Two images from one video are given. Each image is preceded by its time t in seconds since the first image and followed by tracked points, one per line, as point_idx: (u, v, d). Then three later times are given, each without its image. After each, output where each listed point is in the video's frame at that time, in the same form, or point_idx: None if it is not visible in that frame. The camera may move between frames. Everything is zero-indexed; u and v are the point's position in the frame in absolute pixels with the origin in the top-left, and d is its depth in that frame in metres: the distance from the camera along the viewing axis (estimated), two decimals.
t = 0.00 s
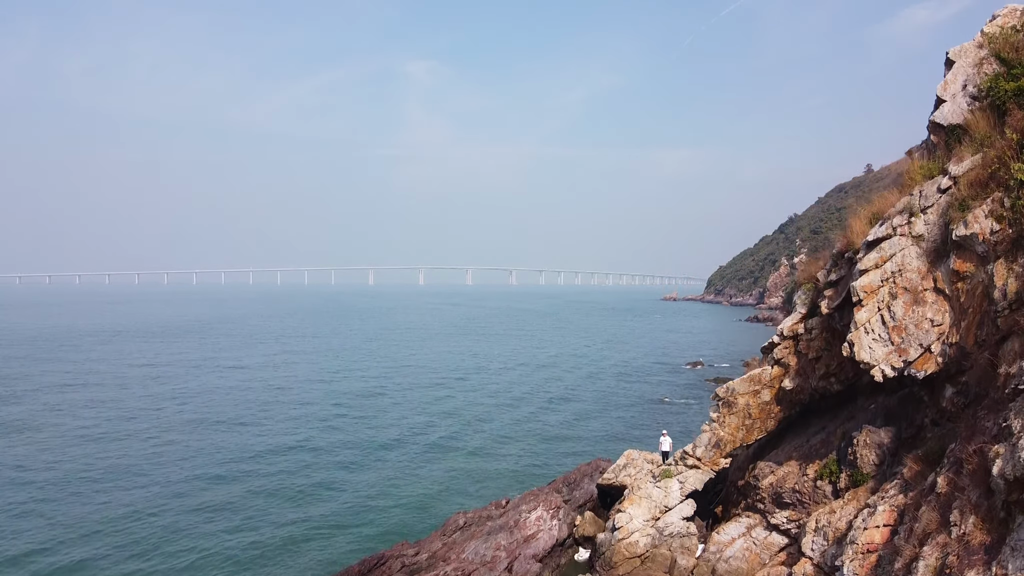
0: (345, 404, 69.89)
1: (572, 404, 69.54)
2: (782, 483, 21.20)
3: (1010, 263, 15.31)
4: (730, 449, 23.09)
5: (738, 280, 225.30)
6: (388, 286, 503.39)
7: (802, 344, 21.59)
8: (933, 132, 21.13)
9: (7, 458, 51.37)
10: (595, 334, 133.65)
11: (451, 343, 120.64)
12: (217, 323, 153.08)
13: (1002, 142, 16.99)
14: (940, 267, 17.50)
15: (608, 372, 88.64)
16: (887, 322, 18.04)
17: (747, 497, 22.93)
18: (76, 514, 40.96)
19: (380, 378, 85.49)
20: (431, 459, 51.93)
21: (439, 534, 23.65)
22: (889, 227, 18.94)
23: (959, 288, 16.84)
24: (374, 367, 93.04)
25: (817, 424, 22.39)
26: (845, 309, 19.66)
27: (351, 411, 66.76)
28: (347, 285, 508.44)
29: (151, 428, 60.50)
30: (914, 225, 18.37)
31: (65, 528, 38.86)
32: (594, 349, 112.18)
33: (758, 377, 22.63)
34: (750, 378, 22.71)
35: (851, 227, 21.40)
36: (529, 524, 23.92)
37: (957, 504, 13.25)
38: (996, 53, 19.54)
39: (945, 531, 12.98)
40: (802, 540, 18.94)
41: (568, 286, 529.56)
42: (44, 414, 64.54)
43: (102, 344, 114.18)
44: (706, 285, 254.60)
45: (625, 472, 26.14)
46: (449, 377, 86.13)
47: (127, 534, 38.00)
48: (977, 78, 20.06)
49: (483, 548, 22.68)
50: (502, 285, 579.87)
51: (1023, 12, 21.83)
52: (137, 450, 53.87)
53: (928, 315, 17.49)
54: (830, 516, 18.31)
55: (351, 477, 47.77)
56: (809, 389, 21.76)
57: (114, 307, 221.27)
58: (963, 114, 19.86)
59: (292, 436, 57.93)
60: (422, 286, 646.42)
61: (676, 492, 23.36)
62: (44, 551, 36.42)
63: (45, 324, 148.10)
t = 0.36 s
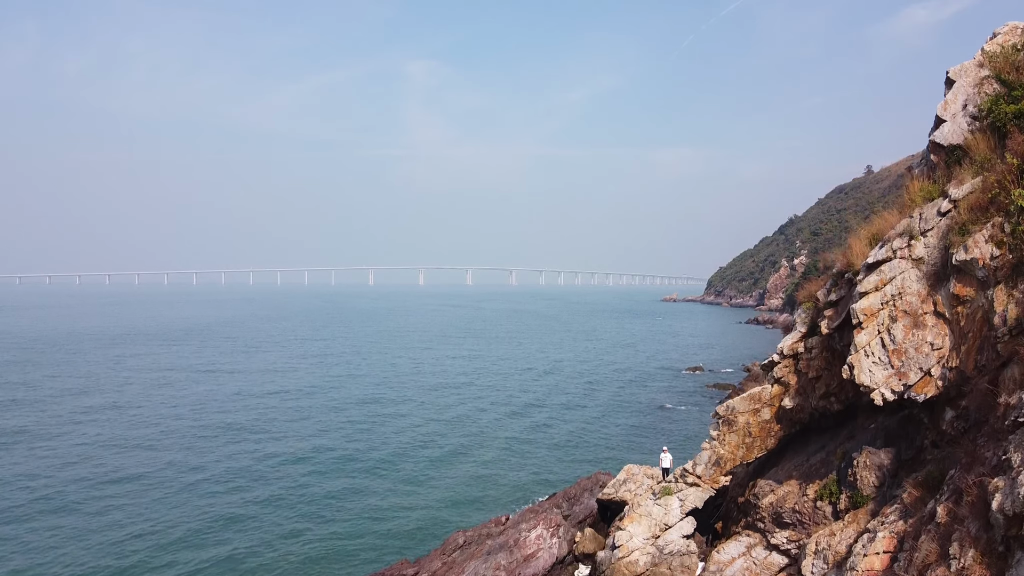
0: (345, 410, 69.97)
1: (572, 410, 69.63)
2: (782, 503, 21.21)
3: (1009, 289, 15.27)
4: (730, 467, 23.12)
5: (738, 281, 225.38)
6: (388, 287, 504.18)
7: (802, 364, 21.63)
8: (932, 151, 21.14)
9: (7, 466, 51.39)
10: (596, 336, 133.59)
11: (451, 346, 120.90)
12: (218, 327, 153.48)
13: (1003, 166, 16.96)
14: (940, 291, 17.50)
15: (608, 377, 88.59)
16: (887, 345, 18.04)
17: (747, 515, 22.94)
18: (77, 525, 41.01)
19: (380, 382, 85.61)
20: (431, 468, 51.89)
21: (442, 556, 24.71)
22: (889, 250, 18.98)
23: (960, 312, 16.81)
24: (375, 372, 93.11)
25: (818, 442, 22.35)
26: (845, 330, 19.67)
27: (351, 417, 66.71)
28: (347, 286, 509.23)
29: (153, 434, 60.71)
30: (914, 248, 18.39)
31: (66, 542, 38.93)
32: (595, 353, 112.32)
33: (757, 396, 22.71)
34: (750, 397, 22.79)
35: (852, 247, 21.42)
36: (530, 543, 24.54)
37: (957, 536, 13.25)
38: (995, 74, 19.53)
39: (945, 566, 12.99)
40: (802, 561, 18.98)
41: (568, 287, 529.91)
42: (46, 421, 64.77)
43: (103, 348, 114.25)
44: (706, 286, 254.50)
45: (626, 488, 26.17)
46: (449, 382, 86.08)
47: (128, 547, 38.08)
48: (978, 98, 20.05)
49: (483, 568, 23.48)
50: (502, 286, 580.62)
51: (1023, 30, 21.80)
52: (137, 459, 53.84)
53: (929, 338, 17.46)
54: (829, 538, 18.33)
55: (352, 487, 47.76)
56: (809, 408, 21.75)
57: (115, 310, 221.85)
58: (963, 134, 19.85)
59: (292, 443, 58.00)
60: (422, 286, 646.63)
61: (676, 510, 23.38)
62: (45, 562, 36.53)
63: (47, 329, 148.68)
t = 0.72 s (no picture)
0: (345, 414, 70.00)
1: (571, 415, 69.66)
2: (782, 522, 21.26)
3: (1010, 314, 15.16)
4: (731, 485, 23.13)
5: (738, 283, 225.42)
6: (388, 287, 504.55)
7: (802, 383, 21.67)
8: (933, 171, 21.15)
9: (6, 472, 51.32)
10: (595, 339, 133.53)
11: (451, 349, 120.94)
12: (218, 328, 153.57)
13: (1003, 190, 16.96)
14: (940, 314, 17.50)
15: (608, 380, 88.64)
16: (886, 368, 18.05)
17: (748, 533, 22.96)
18: (77, 534, 40.98)
19: (380, 386, 85.62)
20: (431, 474, 51.89)
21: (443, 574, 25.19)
22: (889, 272, 19.04)
23: (959, 336, 16.78)
24: (375, 375, 93.16)
25: (818, 460, 22.32)
26: (845, 351, 19.68)
27: (350, 421, 66.66)
28: (347, 286, 509.84)
29: (153, 439, 60.80)
30: (914, 271, 18.44)
31: (65, 551, 38.83)
32: (594, 355, 112.37)
33: (757, 415, 22.76)
34: (750, 416, 22.83)
35: (852, 267, 21.49)
36: (530, 562, 24.93)
37: (956, 568, 13.27)
38: (996, 95, 19.52)
39: None
40: None
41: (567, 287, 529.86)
42: (46, 425, 64.86)
43: (101, 351, 114.10)
44: (706, 287, 254.42)
45: (625, 503, 26.17)
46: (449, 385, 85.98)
47: (127, 558, 38.04)
48: (978, 118, 20.03)
49: None
50: (502, 286, 580.94)
51: None
52: (136, 464, 53.78)
53: (928, 362, 17.44)
54: (829, 560, 18.36)
55: (351, 494, 47.66)
56: (809, 427, 21.76)
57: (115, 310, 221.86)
58: (964, 155, 19.83)
59: (292, 447, 58.06)
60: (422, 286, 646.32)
61: (676, 527, 23.42)
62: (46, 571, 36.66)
63: (47, 330, 148.80)
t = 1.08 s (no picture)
0: (344, 418, 70.04)
1: (571, 419, 69.74)
2: (782, 541, 21.33)
3: (1009, 339, 15.09)
4: (730, 502, 23.17)
5: (738, 284, 225.42)
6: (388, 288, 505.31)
7: (801, 401, 21.72)
8: (933, 190, 21.18)
9: (5, 476, 51.36)
10: (595, 342, 133.33)
11: (451, 351, 121.01)
12: (218, 330, 153.80)
13: (1003, 213, 16.95)
14: (940, 337, 17.52)
15: (608, 384, 88.69)
16: (886, 391, 18.07)
17: (747, 550, 23.00)
18: (76, 541, 41.01)
19: (379, 389, 85.69)
20: (430, 479, 51.93)
21: None
22: (888, 294, 19.14)
23: (959, 359, 16.75)
24: (375, 378, 93.22)
25: (818, 478, 22.31)
26: (844, 371, 19.69)
27: (350, 426, 66.58)
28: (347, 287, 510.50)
29: (153, 443, 60.92)
30: (914, 293, 18.54)
31: (64, 558, 38.86)
32: (594, 358, 112.47)
33: (757, 433, 22.87)
34: (750, 433, 22.90)
35: (852, 288, 21.61)
36: None
37: None
38: (994, 115, 19.52)
39: None
40: None
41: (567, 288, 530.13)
42: (47, 428, 64.99)
43: (101, 354, 114.01)
44: (706, 288, 254.17)
45: (625, 517, 26.18)
46: (449, 389, 85.80)
47: (126, 566, 38.05)
48: (978, 138, 20.04)
49: None
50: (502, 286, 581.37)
51: None
52: (135, 469, 53.78)
53: (928, 385, 17.40)
54: None
55: (350, 500, 47.62)
56: (808, 445, 21.81)
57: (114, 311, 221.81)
58: (964, 174, 19.85)
59: (292, 451, 58.15)
60: (422, 287, 645.58)
61: (676, 544, 23.49)
62: None
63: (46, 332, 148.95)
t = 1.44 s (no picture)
0: (345, 419, 70.14)
1: (571, 420, 69.83)
2: (782, 550, 21.38)
3: (1009, 350, 15.07)
4: (730, 510, 23.32)
5: (738, 284, 225.39)
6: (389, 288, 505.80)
7: (802, 410, 21.80)
8: (933, 199, 21.23)
9: (6, 477, 51.53)
10: (595, 343, 133.37)
11: (451, 352, 121.11)
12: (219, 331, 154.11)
13: (1003, 224, 16.98)
14: (940, 347, 17.54)
15: (608, 385, 88.70)
16: (887, 401, 18.07)
17: (748, 558, 23.08)
18: (75, 541, 41.07)
19: (380, 390, 85.74)
20: (431, 480, 51.96)
21: None
22: (888, 304, 19.18)
23: (959, 369, 16.73)
24: (375, 379, 93.27)
25: (818, 486, 22.30)
26: (844, 379, 19.74)
27: (349, 426, 66.64)
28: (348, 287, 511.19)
29: (154, 443, 61.08)
30: (914, 302, 18.58)
31: (64, 558, 38.97)
32: (594, 359, 112.52)
33: (758, 441, 23.05)
34: (751, 442, 23.29)
35: (853, 298, 21.71)
36: None
37: None
38: (994, 124, 19.59)
39: None
40: None
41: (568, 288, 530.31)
42: (48, 429, 65.21)
43: (103, 355, 114.26)
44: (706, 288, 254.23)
45: (626, 524, 26.21)
46: (449, 390, 85.87)
47: (126, 567, 38.11)
48: (978, 147, 20.08)
49: None
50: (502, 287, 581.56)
51: None
52: (135, 469, 53.85)
53: (928, 395, 17.40)
54: None
55: (349, 500, 47.67)
56: (809, 454, 21.83)
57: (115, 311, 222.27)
58: (963, 184, 19.91)
59: (292, 452, 58.24)
60: (422, 287, 645.69)
61: (676, 553, 23.55)
62: None
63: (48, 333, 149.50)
